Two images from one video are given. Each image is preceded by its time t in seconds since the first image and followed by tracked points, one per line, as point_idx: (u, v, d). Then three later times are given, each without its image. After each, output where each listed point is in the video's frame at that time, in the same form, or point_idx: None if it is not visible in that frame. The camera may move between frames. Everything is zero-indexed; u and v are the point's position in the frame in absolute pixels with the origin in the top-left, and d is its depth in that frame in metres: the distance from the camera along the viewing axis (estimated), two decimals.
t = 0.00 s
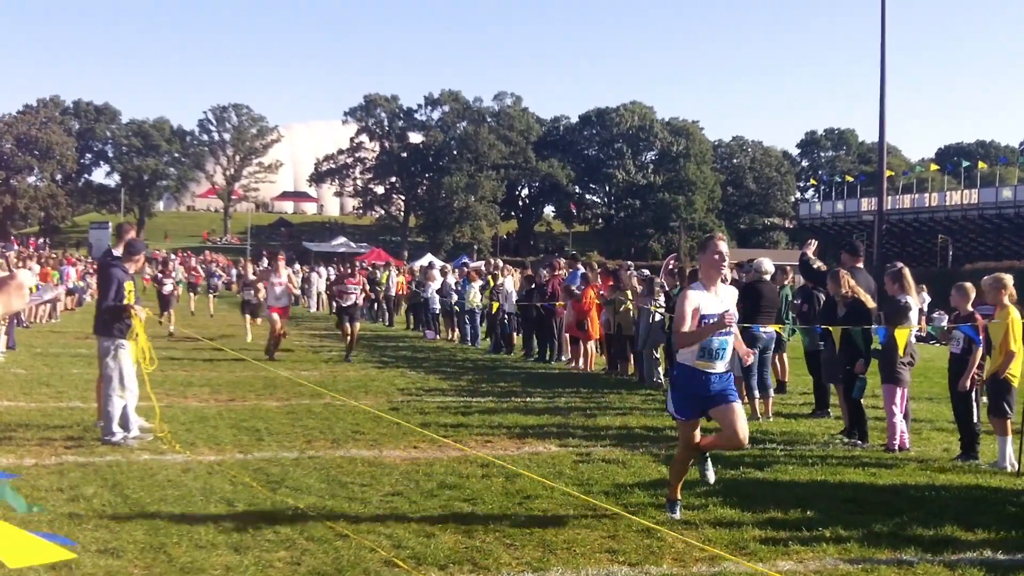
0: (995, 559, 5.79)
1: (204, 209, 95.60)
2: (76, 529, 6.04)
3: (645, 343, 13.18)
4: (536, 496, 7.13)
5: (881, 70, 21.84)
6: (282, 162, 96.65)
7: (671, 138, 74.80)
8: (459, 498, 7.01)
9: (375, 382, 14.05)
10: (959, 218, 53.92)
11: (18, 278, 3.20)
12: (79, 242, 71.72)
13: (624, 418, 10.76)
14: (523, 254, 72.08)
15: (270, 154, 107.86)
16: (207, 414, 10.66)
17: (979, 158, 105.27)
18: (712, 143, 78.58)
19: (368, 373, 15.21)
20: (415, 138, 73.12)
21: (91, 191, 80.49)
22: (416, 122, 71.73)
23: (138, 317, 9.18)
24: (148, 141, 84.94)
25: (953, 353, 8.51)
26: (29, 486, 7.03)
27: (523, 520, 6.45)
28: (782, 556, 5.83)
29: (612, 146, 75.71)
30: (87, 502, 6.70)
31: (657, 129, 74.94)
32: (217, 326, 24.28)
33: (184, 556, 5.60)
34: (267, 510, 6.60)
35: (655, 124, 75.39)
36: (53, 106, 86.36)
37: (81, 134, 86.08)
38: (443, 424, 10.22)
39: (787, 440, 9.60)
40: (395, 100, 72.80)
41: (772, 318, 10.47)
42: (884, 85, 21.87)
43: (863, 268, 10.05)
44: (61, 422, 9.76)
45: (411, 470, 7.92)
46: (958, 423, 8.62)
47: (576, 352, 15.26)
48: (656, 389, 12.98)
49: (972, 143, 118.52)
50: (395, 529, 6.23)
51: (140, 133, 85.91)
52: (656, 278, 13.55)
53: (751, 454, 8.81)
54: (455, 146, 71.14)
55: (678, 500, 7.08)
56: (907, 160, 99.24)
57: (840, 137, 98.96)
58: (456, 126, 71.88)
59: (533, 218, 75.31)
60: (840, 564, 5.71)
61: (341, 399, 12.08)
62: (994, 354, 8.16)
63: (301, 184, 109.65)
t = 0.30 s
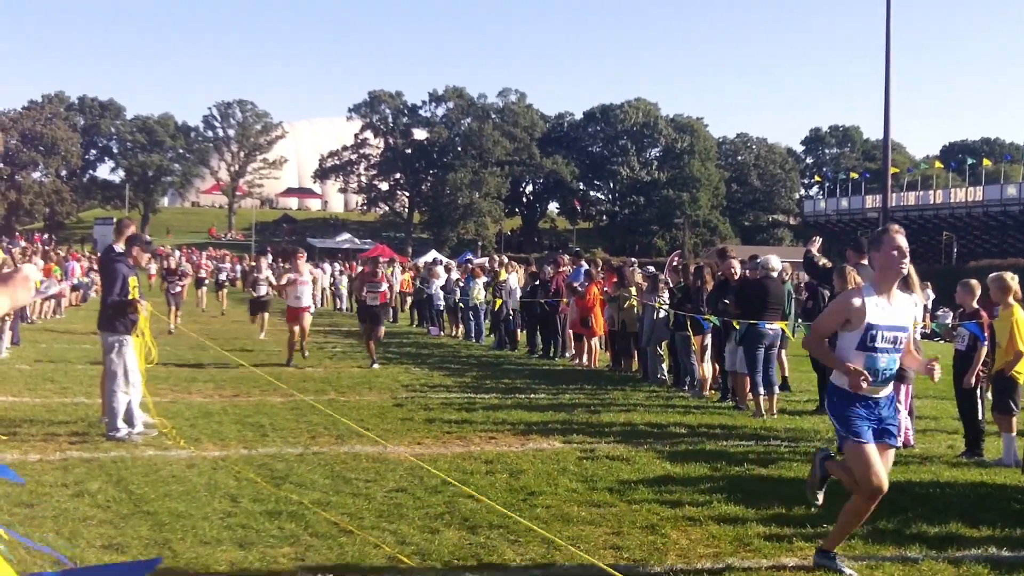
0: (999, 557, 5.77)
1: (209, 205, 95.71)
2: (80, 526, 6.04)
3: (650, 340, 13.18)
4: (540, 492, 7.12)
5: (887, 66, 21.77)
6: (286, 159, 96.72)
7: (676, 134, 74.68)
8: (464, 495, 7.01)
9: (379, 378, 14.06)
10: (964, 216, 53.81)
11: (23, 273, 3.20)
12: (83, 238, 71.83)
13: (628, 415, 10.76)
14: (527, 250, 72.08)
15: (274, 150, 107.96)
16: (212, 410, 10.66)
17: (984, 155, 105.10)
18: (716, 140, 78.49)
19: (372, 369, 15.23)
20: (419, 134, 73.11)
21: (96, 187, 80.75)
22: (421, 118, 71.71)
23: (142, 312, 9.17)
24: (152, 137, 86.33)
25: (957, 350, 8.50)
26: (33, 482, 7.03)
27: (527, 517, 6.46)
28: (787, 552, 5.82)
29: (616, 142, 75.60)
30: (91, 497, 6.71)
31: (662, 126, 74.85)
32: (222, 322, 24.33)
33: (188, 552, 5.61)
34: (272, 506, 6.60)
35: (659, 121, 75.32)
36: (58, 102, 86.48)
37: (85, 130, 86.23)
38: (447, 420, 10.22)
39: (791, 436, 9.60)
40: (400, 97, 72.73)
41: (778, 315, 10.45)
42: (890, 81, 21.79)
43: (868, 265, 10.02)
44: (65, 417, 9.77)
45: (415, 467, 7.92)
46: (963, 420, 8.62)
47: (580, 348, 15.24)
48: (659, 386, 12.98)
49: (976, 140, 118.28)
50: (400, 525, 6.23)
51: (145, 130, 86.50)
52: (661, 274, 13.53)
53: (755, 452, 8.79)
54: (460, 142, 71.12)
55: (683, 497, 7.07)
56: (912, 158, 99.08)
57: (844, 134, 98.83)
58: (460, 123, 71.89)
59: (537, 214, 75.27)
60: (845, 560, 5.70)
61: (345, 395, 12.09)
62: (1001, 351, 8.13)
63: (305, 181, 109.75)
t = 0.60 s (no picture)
0: (996, 553, 5.78)
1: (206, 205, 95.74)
2: (77, 528, 6.02)
3: (648, 338, 13.15)
4: (538, 491, 7.11)
5: (883, 64, 21.79)
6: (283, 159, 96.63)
7: (673, 133, 74.72)
8: (461, 494, 7.01)
9: (376, 377, 14.05)
10: (960, 213, 53.88)
11: (20, 276, 3.22)
12: (80, 239, 71.74)
13: (626, 413, 10.76)
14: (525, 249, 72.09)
15: (271, 150, 107.90)
16: (209, 410, 10.66)
17: (980, 151, 105.22)
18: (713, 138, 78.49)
19: (368, 369, 15.21)
20: (416, 134, 73.12)
21: (92, 188, 80.64)
22: (417, 118, 71.75)
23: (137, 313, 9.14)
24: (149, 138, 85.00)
25: (954, 346, 8.51)
26: (30, 484, 7.03)
27: (526, 515, 6.45)
28: (784, 550, 5.81)
29: (613, 141, 75.55)
30: (88, 499, 6.70)
31: (659, 124, 74.87)
32: (220, 322, 24.32)
33: (185, 553, 5.60)
34: (269, 507, 6.59)
35: (656, 119, 75.34)
36: (54, 103, 86.31)
37: (82, 131, 86.07)
38: (445, 420, 10.22)
39: (788, 434, 9.61)
40: (396, 96, 72.72)
41: (777, 312, 10.44)
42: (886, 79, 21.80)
43: (865, 261, 10.02)
44: (63, 419, 9.77)
45: (412, 466, 7.91)
46: (961, 417, 8.63)
47: (578, 347, 15.23)
48: (657, 384, 12.99)
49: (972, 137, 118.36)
50: (398, 525, 6.22)
51: (141, 131, 85.52)
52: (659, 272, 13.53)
53: (752, 449, 8.80)
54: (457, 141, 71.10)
55: (683, 495, 7.06)
56: (908, 155, 99.17)
57: (841, 131, 98.97)
58: (457, 122, 71.88)
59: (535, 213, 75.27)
60: (842, 558, 5.69)
61: (342, 395, 12.11)
62: (997, 349, 8.14)
63: (302, 180, 109.69)
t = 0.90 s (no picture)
0: (987, 551, 5.80)
1: (198, 201, 95.55)
2: (68, 523, 6.01)
3: (640, 336, 13.15)
4: (530, 489, 7.12)
5: (876, 64, 21.83)
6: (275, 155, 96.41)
7: (666, 131, 74.77)
8: (453, 491, 7.00)
9: (369, 374, 14.03)
10: (953, 211, 54.01)
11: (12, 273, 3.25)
12: (72, 235, 71.49)
13: (618, 411, 10.78)
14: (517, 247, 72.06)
15: (264, 147, 107.70)
16: (200, 407, 10.64)
17: (973, 150, 105.51)
18: (706, 136, 78.55)
19: (361, 366, 15.19)
20: (410, 131, 73.11)
21: (84, 183, 80.39)
22: (411, 115, 71.78)
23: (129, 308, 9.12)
24: (140, 133, 85.51)
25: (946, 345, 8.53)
26: (22, 480, 7.01)
27: (517, 512, 6.47)
28: (775, 548, 5.83)
29: (606, 138, 75.57)
30: (80, 495, 6.68)
31: (652, 122, 74.92)
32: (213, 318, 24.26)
33: (175, 549, 5.59)
34: (261, 504, 6.58)
35: (649, 117, 75.37)
36: (46, 98, 86.02)
37: (74, 127, 85.76)
38: (438, 417, 10.22)
39: (781, 432, 9.62)
40: (389, 93, 72.78)
41: (770, 311, 10.46)
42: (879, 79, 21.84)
43: (857, 261, 10.04)
44: (54, 415, 9.74)
45: (404, 464, 7.90)
46: (952, 415, 8.66)
47: (570, 344, 15.22)
48: (650, 382, 13.00)
49: (964, 136, 118.63)
50: (390, 521, 6.22)
51: (133, 126, 85.72)
52: (651, 270, 13.54)
53: (744, 447, 8.83)
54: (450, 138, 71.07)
55: (674, 492, 7.08)
56: (900, 154, 99.37)
57: (833, 130, 99.20)
58: (450, 119, 71.83)
59: (528, 211, 75.25)
60: (833, 555, 5.72)
61: (335, 392, 12.09)
62: (990, 348, 8.16)
63: (295, 177, 109.49)
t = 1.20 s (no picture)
0: (988, 546, 5.81)
1: (198, 199, 95.49)
2: (69, 522, 6.01)
3: (640, 332, 13.14)
4: (531, 485, 7.12)
5: (876, 59, 21.81)
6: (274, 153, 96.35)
7: (665, 126, 74.71)
8: (454, 488, 7.00)
9: (370, 372, 13.99)
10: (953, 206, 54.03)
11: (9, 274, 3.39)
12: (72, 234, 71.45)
13: (618, 407, 10.78)
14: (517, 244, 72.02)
15: (263, 144, 107.69)
16: (201, 405, 10.63)
17: (973, 144, 105.52)
18: (705, 132, 78.53)
19: (362, 363, 15.17)
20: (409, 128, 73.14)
21: (84, 182, 80.33)
22: (409, 112, 71.83)
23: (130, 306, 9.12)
24: (141, 132, 85.53)
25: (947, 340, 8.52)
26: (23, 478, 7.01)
27: (519, 509, 6.47)
28: (777, 543, 5.83)
29: (605, 134, 75.52)
30: (81, 494, 6.68)
31: (651, 118, 74.85)
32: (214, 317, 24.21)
33: (177, 547, 5.59)
34: (262, 501, 6.58)
35: (648, 113, 75.28)
36: (45, 97, 85.93)
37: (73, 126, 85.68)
38: (438, 414, 10.22)
39: (782, 428, 9.62)
40: (388, 91, 72.99)
41: (769, 306, 10.46)
42: (878, 73, 21.82)
43: (857, 255, 10.03)
44: (55, 414, 9.72)
45: (405, 460, 7.90)
46: (952, 410, 8.66)
47: (570, 341, 15.21)
48: (650, 378, 13.00)
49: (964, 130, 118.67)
50: (391, 519, 6.22)
51: (133, 125, 85.84)
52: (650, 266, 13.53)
53: (745, 442, 8.82)
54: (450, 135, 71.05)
55: (676, 488, 7.08)
56: (900, 148, 99.36)
57: (833, 125, 99.22)
58: (449, 116, 71.78)
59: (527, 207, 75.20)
60: (834, 551, 5.71)
61: (335, 390, 12.07)
62: (991, 343, 8.15)
63: (294, 175, 109.45)
